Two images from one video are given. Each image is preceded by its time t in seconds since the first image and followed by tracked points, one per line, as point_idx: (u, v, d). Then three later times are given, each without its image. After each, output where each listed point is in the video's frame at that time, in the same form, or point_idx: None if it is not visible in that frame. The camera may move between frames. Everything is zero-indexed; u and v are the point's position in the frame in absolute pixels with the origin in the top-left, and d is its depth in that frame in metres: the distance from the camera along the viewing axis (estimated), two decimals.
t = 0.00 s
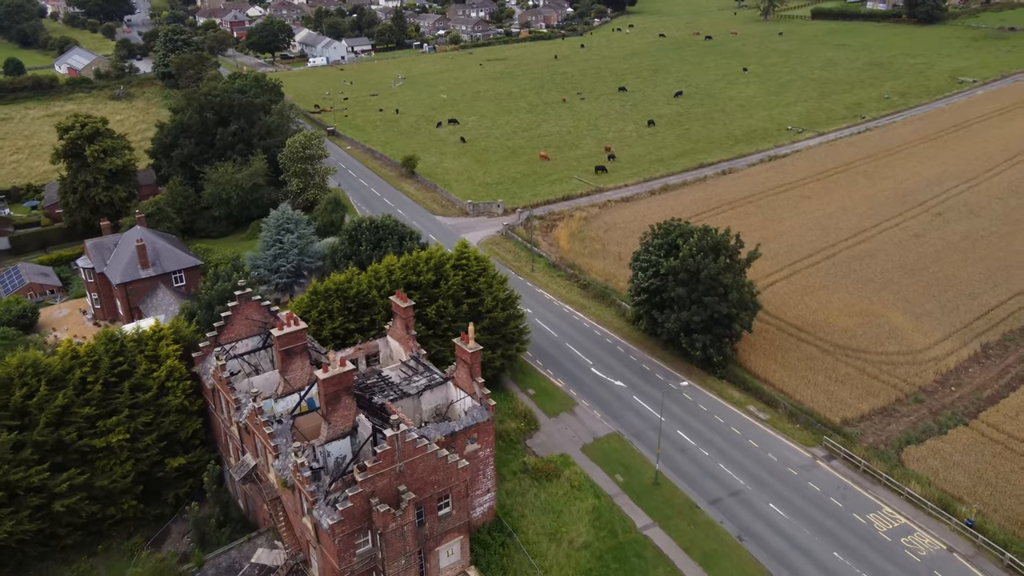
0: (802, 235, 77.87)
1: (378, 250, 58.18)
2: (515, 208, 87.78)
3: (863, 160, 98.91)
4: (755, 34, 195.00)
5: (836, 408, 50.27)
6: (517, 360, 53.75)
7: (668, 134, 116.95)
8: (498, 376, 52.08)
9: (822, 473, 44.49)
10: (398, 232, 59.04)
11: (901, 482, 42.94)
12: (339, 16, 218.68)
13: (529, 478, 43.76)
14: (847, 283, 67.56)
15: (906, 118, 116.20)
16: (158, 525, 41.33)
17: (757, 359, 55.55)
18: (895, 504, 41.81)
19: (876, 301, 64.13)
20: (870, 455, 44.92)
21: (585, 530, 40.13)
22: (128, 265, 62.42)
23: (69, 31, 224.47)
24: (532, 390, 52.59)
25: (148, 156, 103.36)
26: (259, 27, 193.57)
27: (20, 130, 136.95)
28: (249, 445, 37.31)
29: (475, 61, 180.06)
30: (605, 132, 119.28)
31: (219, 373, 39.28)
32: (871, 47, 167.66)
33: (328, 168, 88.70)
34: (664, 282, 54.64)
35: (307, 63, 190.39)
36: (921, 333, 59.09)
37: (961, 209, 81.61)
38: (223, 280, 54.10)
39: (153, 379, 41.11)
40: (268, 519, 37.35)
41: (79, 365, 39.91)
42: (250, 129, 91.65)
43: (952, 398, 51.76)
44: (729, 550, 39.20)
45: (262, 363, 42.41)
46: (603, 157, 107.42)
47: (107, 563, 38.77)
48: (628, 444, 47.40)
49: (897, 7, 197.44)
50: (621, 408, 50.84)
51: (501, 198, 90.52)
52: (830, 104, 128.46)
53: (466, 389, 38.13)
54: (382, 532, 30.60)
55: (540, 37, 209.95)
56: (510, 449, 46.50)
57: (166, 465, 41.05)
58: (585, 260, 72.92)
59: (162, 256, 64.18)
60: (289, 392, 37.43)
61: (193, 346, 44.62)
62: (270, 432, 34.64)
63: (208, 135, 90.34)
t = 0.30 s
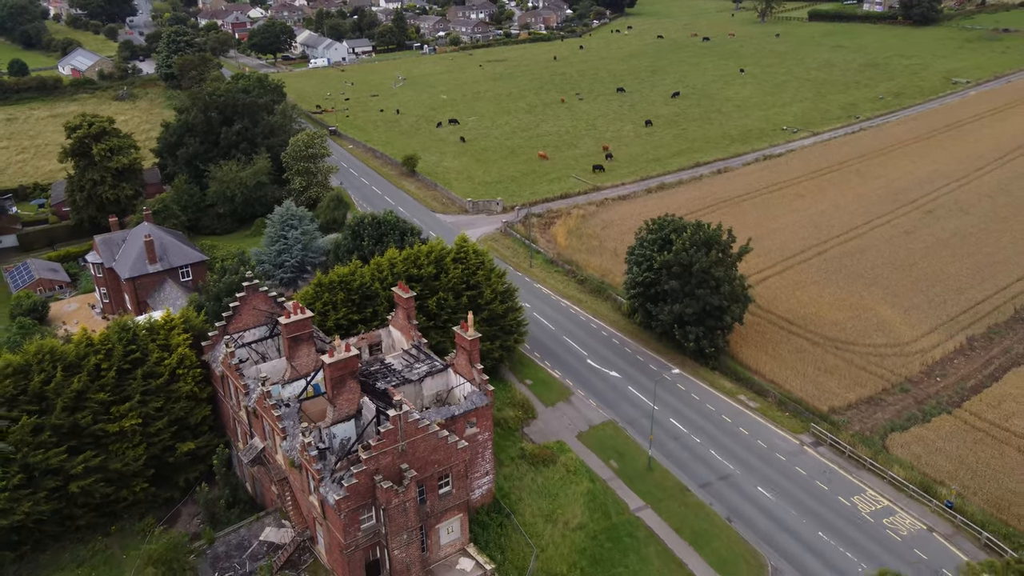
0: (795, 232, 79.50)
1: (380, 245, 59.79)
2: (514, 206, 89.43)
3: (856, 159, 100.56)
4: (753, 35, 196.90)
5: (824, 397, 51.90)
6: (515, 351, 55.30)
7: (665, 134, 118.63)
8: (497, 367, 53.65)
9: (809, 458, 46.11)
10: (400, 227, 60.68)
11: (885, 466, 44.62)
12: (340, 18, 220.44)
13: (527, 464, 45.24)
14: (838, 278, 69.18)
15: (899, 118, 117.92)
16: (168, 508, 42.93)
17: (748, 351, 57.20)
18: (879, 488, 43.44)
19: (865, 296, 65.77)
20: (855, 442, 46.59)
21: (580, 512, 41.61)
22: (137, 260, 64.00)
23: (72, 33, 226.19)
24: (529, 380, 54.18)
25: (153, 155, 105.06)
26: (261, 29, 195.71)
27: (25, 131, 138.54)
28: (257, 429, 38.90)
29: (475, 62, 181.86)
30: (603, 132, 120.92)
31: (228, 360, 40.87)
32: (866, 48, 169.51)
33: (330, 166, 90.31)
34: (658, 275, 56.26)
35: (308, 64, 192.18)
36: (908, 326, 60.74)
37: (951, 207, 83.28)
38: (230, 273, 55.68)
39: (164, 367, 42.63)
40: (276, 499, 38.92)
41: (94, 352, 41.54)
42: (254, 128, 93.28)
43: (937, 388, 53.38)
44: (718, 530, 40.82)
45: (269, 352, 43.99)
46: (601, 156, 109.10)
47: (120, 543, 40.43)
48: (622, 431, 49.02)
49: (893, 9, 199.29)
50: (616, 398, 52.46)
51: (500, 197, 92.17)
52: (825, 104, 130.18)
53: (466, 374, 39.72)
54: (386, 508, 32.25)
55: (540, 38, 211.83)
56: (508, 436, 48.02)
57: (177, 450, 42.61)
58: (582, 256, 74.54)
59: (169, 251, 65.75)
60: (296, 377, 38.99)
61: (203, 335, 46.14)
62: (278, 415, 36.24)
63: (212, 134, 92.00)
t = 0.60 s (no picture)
0: (789, 229, 81.06)
1: (382, 240, 61.43)
2: (513, 203, 91.07)
3: (850, 158, 102.19)
4: (750, 36, 198.69)
5: (813, 386, 53.53)
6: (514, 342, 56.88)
7: (662, 134, 120.26)
8: (496, 357, 55.25)
9: (798, 444, 47.67)
10: (401, 223, 62.29)
11: (870, 451, 46.21)
12: (341, 19, 222.14)
13: (524, 449, 46.81)
14: (830, 273, 70.79)
15: (893, 118, 119.57)
16: (178, 491, 44.48)
17: (740, 343, 58.81)
18: (864, 472, 44.98)
19: (856, 290, 67.35)
20: (842, 428, 48.23)
21: (576, 494, 43.12)
22: (145, 255, 65.58)
23: (75, 34, 227.91)
24: (528, 370, 55.73)
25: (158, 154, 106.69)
26: (263, 30, 197.67)
27: (30, 131, 140.11)
28: (265, 413, 40.51)
29: (475, 63, 183.56)
30: (602, 131, 122.53)
31: (236, 347, 42.47)
32: (863, 49, 171.33)
33: (333, 165, 91.94)
34: (652, 269, 57.84)
35: (310, 65, 193.92)
36: (897, 320, 62.34)
37: (942, 204, 84.95)
38: (238, 267, 57.33)
39: (175, 354, 44.22)
40: (283, 481, 40.46)
41: (108, 340, 43.16)
42: (258, 128, 94.89)
43: (923, 377, 54.97)
44: (708, 511, 42.39)
45: (275, 340, 45.60)
46: (599, 155, 110.73)
47: (132, 524, 42.17)
48: (617, 419, 50.57)
49: (889, 10, 201.20)
50: (612, 387, 54.05)
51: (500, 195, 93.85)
52: (820, 104, 131.85)
53: (466, 361, 41.30)
54: (389, 485, 33.79)
55: (539, 39, 213.67)
56: (507, 423, 49.58)
57: (187, 435, 44.19)
58: (580, 252, 76.14)
59: (176, 246, 67.31)
60: (302, 363, 40.56)
61: (212, 324, 47.70)
62: (286, 398, 37.83)
63: (217, 133, 93.66)
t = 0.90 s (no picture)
0: (783, 226, 82.67)
1: (384, 236, 63.07)
2: (512, 201, 92.70)
3: (844, 157, 103.85)
4: (748, 37, 200.44)
5: (803, 376, 55.13)
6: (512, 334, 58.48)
7: (660, 133, 121.92)
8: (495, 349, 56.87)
9: (787, 431, 49.30)
10: (403, 219, 63.92)
11: (856, 437, 47.83)
12: (342, 20, 223.86)
13: (523, 436, 48.40)
14: (822, 269, 72.38)
15: (887, 118, 121.23)
16: (189, 475, 46.01)
17: (733, 335, 60.45)
18: (851, 457, 46.59)
19: (847, 285, 68.95)
20: (830, 416, 49.89)
21: (572, 478, 44.69)
22: (153, 250, 67.23)
23: (78, 36, 229.73)
24: (526, 361, 57.31)
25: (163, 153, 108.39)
26: (264, 32, 199.64)
27: (35, 130, 141.80)
28: (273, 398, 42.12)
29: (475, 64, 185.21)
30: (600, 131, 124.20)
31: (245, 336, 44.14)
32: (859, 50, 173.03)
33: (335, 163, 93.52)
34: (647, 263, 59.42)
35: (311, 66, 195.64)
36: (886, 313, 63.96)
37: (933, 202, 86.62)
38: (244, 260, 58.93)
39: (185, 343, 45.87)
40: (290, 464, 42.06)
41: (121, 328, 44.84)
42: (262, 127, 96.55)
43: (911, 368, 56.57)
44: (699, 493, 43.99)
45: (282, 329, 47.27)
46: (597, 154, 112.33)
47: (145, 506, 43.70)
48: (613, 407, 52.17)
49: (886, 11, 202.92)
50: (608, 377, 55.68)
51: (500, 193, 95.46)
52: (816, 104, 133.55)
53: (466, 348, 42.94)
54: (393, 464, 35.40)
55: (539, 40, 215.36)
56: (506, 411, 51.18)
57: (197, 421, 45.76)
58: (578, 248, 77.77)
59: (183, 242, 68.95)
60: (309, 351, 42.20)
61: (221, 315, 49.33)
62: (293, 383, 39.48)
63: (222, 132, 95.35)
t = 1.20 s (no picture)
0: (778, 223, 84.31)
1: (387, 231, 64.78)
2: (512, 199, 94.39)
3: (839, 156, 105.51)
4: (745, 38, 202.34)
5: (794, 366, 56.76)
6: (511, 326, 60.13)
7: (658, 133, 123.60)
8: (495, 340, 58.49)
9: (777, 418, 50.94)
10: (405, 215, 65.69)
11: (844, 423, 49.48)
12: (343, 22, 225.71)
13: (521, 422, 50.03)
14: (814, 264, 74.04)
15: (881, 118, 122.97)
16: (199, 460, 47.57)
17: (726, 327, 62.10)
18: (838, 443, 48.22)
19: (838, 279, 70.59)
20: (819, 403, 51.54)
21: (568, 463, 46.26)
22: (161, 246, 68.85)
23: (81, 37, 231.65)
24: (524, 352, 58.91)
25: (168, 152, 110.20)
26: (266, 33, 201.78)
27: (40, 130, 143.59)
28: (281, 384, 43.76)
29: (475, 65, 187.00)
30: (598, 131, 125.95)
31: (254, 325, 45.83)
32: (855, 51, 174.83)
33: (338, 161, 95.18)
34: (642, 257, 60.99)
35: (312, 67, 197.48)
36: (876, 306, 65.60)
37: (925, 199, 88.34)
38: (251, 255, 60.60)
39: (196, 332, 47.50)
40: (297, 448, 43.67)
41: (134, 318, 46.54)
42: (265, 126, 98.26)
43: (899, 359, 58.22)
44: (691, 477, 45.63)
45: (288, 319, 48.94)
46: (595, 153, 114.01)
47: (156, 489, 45.26)
48: (608, 396, 53.82)
49: (882, 12, 204.75)
50: (604, 367, 57.35)
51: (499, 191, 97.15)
52: (812, 104, 135.35)
53: (466, 337, 44.57)
54: (396, 445, 37.03)
55: (538, 41, 217.24)
56: (505, 399, 52.80)
57: (207, 407, 47.36)
58: (575, 244, 79.48)
59: (190, 237, 70.60)
60: (314, 339, 43.85)
61: (229, 305, 50.96)
62: (301, 369, 41.12)
63: (226, 131, 97.08)
